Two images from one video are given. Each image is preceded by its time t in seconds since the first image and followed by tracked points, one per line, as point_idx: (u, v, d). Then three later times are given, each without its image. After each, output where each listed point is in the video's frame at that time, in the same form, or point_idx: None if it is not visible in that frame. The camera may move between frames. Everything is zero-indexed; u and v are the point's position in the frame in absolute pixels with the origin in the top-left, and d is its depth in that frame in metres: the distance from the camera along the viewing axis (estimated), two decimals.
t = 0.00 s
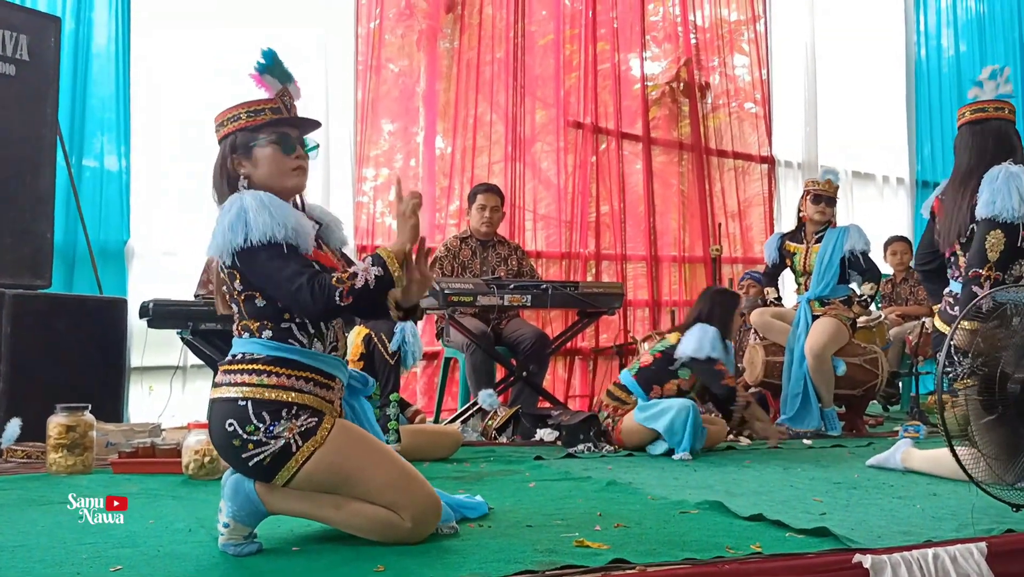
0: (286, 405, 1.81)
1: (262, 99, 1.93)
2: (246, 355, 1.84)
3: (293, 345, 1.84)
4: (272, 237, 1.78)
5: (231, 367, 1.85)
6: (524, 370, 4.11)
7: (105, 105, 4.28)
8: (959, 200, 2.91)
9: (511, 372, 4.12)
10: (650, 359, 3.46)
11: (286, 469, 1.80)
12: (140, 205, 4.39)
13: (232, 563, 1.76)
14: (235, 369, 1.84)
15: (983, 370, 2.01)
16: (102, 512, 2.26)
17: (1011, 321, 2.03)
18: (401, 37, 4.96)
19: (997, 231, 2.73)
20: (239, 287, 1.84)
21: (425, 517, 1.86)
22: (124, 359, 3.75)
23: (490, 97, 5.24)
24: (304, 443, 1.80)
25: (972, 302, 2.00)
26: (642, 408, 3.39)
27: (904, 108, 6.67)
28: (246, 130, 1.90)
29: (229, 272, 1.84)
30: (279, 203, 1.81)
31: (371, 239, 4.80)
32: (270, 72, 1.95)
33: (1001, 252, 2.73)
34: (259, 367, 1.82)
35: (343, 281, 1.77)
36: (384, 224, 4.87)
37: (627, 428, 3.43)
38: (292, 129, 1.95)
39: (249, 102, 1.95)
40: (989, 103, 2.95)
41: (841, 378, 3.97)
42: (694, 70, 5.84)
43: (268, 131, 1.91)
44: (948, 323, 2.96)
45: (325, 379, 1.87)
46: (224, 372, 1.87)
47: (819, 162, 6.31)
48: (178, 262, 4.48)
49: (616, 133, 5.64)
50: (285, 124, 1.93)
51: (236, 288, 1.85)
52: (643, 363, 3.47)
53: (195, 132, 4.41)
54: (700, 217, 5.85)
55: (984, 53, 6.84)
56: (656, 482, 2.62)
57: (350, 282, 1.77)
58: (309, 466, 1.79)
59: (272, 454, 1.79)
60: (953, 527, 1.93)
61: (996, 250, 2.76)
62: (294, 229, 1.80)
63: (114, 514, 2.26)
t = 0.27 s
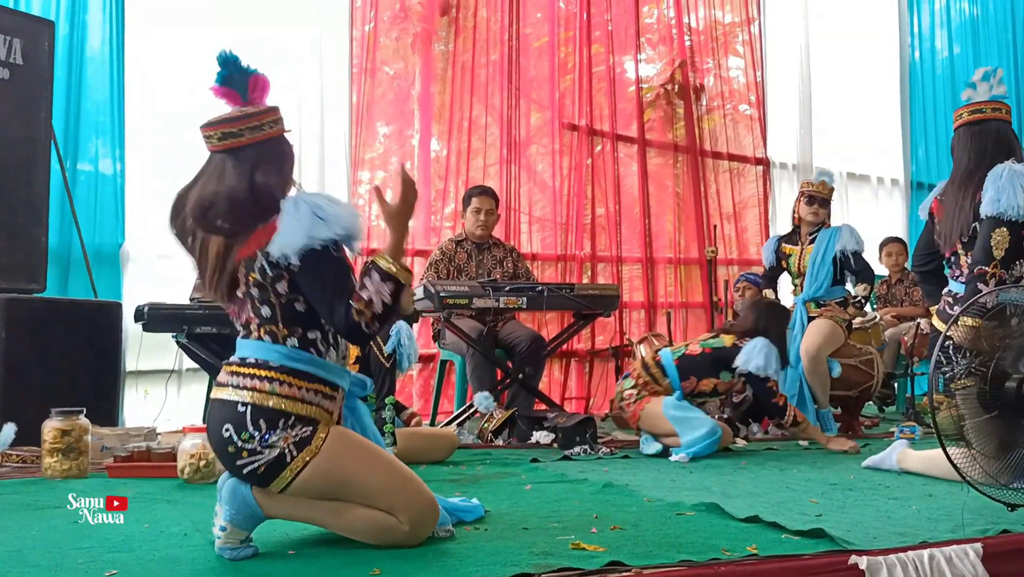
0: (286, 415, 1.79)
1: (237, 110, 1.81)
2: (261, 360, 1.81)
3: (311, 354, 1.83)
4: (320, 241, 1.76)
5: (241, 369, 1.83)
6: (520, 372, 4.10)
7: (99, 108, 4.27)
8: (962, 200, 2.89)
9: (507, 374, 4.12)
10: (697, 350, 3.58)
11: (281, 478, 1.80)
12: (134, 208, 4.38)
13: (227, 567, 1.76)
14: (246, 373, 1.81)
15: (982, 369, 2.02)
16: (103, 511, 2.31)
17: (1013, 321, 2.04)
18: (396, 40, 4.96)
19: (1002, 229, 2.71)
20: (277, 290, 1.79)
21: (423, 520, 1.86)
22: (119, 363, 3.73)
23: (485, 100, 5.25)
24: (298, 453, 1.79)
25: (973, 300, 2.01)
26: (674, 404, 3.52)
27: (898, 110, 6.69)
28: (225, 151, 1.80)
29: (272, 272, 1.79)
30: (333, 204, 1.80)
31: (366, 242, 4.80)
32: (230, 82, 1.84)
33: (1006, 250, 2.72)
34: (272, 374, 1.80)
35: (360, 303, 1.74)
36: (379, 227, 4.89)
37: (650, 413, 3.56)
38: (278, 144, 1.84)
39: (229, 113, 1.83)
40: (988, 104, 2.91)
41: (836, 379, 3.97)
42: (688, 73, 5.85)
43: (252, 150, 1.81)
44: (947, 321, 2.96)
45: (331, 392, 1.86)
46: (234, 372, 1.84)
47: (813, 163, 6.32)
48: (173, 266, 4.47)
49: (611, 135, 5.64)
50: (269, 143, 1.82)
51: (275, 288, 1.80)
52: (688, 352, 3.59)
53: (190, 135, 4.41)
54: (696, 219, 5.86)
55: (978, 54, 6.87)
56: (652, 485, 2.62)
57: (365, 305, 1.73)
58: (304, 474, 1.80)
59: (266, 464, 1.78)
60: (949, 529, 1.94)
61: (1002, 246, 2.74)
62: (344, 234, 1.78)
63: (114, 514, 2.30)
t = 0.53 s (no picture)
0: (288, 411, 1.80)
1: (267, 110, 1.88)
2: (259, 358, 1.82)
3: (308, 353, 1.86)
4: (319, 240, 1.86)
5: (238, 369, 1.83)
6: (517, 375, 4.10)
7: (95, 112, 4.27)
8: (963, 201, 2.84)
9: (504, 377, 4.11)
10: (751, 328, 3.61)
11: (284, 476, 1.79)
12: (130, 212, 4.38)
13: (223, 572, 1.76)
14: (244, 372, 1.82)
15: (982, 370, 2.02)
16: (102, 513, 2.39)
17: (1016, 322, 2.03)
18: (392, 43, 4.96)
19: (1005, 230, 2.63)
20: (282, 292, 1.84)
21: (422, 523, 1.86)
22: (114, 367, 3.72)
23: (481, 102, 5.25)
24: (301, 450, 1.79)
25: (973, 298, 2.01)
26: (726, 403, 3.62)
27: (894, 111, 6.70)
28: (255, 149, 1.88)
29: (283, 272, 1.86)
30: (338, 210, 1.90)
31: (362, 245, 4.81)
32: (256, 80, 1.91)
33: (1009, 251, 2.63)
34: (272, 371, 1.81)
35: (367, 292, 1.79)
36: (375, 230, 4.90)
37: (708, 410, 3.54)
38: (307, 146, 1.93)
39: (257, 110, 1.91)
40: (987, 105, 2.87)
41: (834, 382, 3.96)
42: (684, 75, 5.86)
43: (283, 148, 1.88)
44: (944, 321, 2.92)
45: (328, 390, 1.89)
46: (229, 372, 1.84)
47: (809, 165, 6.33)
48: (169, 269, 4.46)
49: (607, 138, 5.65)
50: (299, 144, 1.90)
51: (274, 297, 1.83)
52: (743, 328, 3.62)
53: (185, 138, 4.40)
54: (692, 220, 5.86)
55: (973, 56, 6.88)
56: (649, 487, 2.62)
57: (372, 297, 1.78)
58: (307, 473, 1.79)
59: (271, 460, 1.78)
60: (945, 530, 1.94)
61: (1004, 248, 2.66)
62: (337, 239, 1.87)
63: (114, 516, 2.38)
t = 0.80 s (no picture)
0: (284, 414, 1.79)
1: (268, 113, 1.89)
2: (257, 360, 1.82)
3: (309, 355, 1.85)
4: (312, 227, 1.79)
5: (236, 370, 1.83)
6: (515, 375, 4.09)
7: (91, 114, 4.26)
8: (964, 200, 2.84)
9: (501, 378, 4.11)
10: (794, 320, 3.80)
11: (279, 479, 1.79)
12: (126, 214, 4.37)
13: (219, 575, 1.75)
14: (241, 374, 1.82)
15: (980, 368, 2.02)
16: (103, 511, 2.42)
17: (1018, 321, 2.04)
18: (389, 45, 4.96)
19: (1006, 230, 2.62)
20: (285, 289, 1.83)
21: (419, 525, 1.86)
22: (110, 369, 3.71)
23: (477, 103, 5.25)
24: (297, 454, 1.79)
25: (971, 298, 2.00)
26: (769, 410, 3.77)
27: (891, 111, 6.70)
28: (256, 149, 1.88)
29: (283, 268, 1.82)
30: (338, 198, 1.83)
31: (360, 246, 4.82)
32: (257, 86, 1.90)
33: (1010, 250, 2.62)
34: (270, 374, 1.81)
35: (367, 264, 1.73)
36: (373, 231, 4.89)
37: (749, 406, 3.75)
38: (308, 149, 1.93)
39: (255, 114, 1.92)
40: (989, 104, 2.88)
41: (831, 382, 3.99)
42: (681, 76, 5.85)
43: (283, 149, 1.89)
44: (943, 319, 2.96)
45: (326, 393, 1.88)
46: (228, 373, 1.84)
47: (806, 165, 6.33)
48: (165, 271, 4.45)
49: (604, 138, 5.65)
50: (300, 146, 1.91)
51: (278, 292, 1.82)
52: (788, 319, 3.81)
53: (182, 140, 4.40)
54: (690, 220, 5.86)
55: (970, 56, 6.89)
56: (647, 487, 2.61)
57: (372, 267, 1.72)
58: (303, 476, 1.78)
59: (266, 464, 1.78)
60: (942, 529, 1.94)
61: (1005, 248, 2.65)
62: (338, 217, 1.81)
63: (113, 516, 2.40)
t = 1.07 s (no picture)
0: (278, 417, 1.79)
1: (266, 115, 1.90)
2: (247, 364, 1.81)
3: (298, 358, 1.85)
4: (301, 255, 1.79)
5: (227, 375, 1.82)
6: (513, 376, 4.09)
7: (88, 116, 4.25)
8: (965, 199, 2.83)
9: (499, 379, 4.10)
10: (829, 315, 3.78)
11: (274, 483, 1.78)
12: (124, 215, 4.36)
13: None
14: (233, 378, 1.81)
15: (980, 367, 2.01)
16: (103, 512, 2.42)
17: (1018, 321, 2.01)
18: (386, 45, 4.96)
19: (1010, 229, 2.60)
20: (273, 303, 1.85)
21: (417, 526, 1.85)
22: (108, 371, 3.70)
23: (475, 104, 5.24)
24: (292, 456, 1.78)
25: (973, 295, 2.00)
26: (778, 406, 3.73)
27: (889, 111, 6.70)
28: (254, 154, 1.89)
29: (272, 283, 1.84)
30: (329, 224, 1.83)
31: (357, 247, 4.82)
32: (257, 89, 1.91)
33: (1013, 249, 2.60)
34: (261, 377, 1.80)
35: (365, 289, 1.76)
36: (370, 232, 4.88)
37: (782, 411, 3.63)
38: (305, 154, 1.93)
39: (248, 119, 1.93)
40: (994, 105, 2.87)
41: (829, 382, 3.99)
42: (679, 76, 5.84)
43: (279, 153, 1.89)
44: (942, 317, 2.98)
45: (318, 396, 1.87)
46: (219, 379, 1.83)
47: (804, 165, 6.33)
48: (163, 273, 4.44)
49: (602, 139, 5.64)
50: (296, 151, 1.90)
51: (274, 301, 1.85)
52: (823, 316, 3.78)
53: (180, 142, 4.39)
54: (687, 220, 5.86)
55: (967, 57, 6.89)
56: (645, 488, 2.61)
57: (372, 292, 1.75)
58: (298, 480, 1.78)
59: (260, 468, 1.77)
60: (941, 529, 1.93)
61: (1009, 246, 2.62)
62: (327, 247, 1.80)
63: (113, 514, 2.41)
